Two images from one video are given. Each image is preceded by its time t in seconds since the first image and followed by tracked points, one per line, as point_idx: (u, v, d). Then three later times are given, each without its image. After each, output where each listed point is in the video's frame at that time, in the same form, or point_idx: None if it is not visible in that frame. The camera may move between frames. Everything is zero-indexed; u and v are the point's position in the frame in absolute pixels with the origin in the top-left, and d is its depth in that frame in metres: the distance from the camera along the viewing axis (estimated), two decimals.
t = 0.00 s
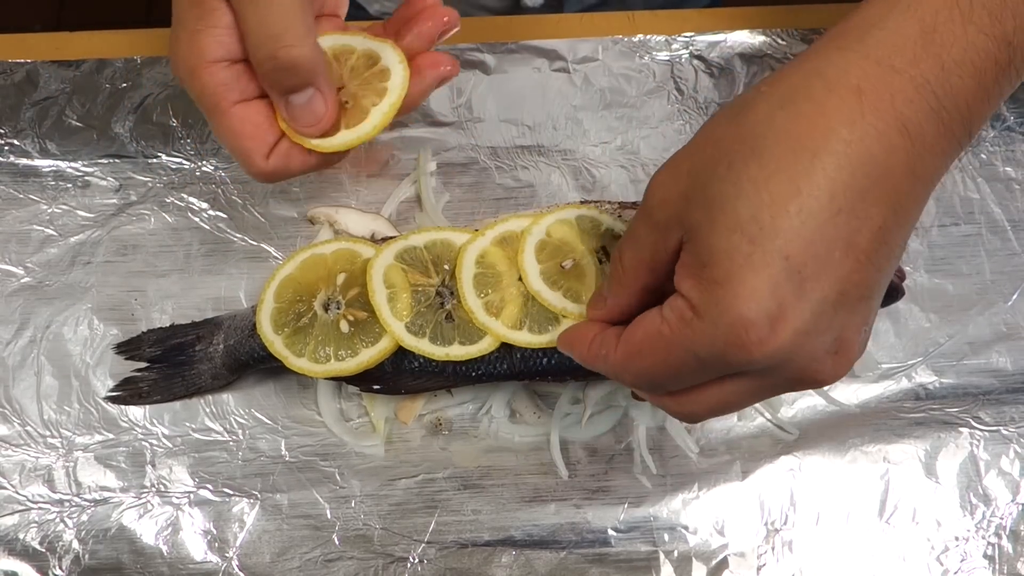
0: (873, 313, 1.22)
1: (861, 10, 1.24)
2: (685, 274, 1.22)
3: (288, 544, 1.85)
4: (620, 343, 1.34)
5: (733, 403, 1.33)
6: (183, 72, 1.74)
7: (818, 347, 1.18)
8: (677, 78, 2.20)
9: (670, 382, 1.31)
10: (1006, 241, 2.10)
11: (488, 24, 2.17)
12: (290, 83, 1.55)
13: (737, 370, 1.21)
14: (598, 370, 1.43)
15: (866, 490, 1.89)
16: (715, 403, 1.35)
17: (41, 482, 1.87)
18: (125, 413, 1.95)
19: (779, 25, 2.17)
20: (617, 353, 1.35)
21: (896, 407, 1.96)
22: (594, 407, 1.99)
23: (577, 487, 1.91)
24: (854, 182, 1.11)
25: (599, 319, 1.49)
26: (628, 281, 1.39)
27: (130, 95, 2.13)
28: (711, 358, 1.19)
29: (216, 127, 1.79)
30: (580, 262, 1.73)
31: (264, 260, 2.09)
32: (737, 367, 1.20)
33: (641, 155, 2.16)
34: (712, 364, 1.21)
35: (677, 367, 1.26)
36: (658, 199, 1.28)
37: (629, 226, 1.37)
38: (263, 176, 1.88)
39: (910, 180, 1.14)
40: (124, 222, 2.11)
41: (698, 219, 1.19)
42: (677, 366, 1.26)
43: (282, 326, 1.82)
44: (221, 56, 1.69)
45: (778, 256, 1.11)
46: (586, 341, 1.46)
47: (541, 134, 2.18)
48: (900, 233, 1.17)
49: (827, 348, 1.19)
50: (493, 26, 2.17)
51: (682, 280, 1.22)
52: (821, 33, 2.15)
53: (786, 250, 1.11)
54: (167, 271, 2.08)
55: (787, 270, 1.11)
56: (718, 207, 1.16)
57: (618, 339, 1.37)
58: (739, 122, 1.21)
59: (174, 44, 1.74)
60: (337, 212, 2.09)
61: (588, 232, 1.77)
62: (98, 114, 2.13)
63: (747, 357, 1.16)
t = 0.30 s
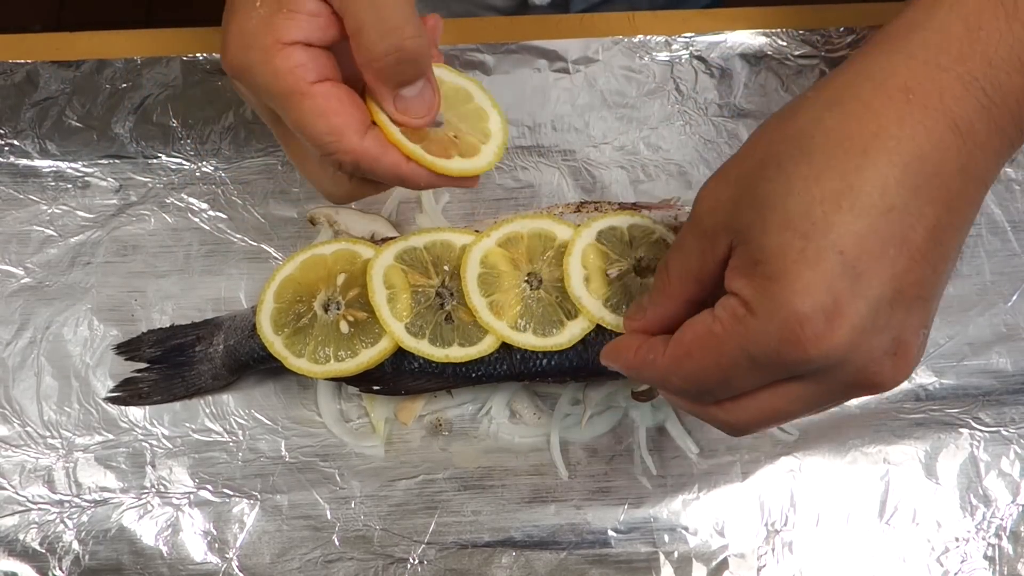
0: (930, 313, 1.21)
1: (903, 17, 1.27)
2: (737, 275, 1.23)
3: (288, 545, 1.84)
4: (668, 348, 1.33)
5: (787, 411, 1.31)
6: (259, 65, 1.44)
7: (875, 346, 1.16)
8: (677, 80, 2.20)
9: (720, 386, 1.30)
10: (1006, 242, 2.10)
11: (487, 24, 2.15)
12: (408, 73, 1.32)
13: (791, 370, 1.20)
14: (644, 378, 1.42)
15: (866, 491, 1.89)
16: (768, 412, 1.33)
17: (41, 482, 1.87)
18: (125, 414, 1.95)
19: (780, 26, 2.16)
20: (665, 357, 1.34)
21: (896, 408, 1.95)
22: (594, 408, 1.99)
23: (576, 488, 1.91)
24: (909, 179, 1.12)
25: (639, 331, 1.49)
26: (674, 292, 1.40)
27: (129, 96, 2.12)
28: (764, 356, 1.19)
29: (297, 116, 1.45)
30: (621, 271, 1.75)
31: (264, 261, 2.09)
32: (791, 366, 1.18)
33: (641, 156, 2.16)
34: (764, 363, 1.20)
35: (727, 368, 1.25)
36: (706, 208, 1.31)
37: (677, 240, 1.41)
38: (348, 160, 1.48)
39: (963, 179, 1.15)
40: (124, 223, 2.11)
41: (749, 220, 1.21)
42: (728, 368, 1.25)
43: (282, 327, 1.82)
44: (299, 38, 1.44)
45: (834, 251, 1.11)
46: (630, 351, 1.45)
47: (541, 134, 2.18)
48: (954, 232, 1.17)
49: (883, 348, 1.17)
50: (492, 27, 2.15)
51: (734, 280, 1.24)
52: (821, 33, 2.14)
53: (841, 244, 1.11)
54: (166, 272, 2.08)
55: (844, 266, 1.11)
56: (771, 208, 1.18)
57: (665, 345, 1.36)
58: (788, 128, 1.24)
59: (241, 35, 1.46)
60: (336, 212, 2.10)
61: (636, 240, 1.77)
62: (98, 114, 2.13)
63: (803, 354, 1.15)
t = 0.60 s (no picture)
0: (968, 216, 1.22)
1: None
2: (808, 170, 1.15)
3: (288, 545, 1.84)
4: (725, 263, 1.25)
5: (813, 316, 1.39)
6: (413, 123, 1.23)
7: (929, 248, 1.18)
8: (677, 82, 2.20)
9: (789, 302, 1.23)
10: (1006, 243, 2.10)
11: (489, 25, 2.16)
12: (591, 103, 1.27)
13: (857, 272, 1.17)
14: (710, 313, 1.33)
15: (866, 492, 1.89)
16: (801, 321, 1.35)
17: (41, 482, 1.87)
18: (125, 414, 1.95)
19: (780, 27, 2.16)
20: (721, 284, 1.26)
21: (896, 409, 1.96)
22: (593, 409, 1.99)
23: (576, 488, 1.91)
24: (984, 72, 1.09)
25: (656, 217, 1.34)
26: (705, 172, 1.23)
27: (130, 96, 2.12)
28: (838, 258, 1.14)
29: (447, 180, 1.25)
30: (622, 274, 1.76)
31: (264, 261, 2.09)
32: (861, 267, 1.16)
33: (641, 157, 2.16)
34: (835, 266, 1.16)
35: (798, 275, 1.18)
36: (768, 82, 1.16)
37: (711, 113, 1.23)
38: (492, 230, 1.32)
39: None
40: (124, 223, 2.12)
41: (825, 104, 1.12)
42: (795, 271, 1.18)
43: (282, 328, 1.82)
44: (457, 93, 1.24)
45: (913, 148, 1.07)
46: (666, 270, 1.35)
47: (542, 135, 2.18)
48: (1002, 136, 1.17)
49: (931, 251, 1.19)
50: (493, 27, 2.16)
51: (801, 178, 1.16)
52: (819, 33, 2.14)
53: (921, 141, 1.08)
54: (167, 272, 2.08)
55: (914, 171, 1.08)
56: (848, 92, 1.10)
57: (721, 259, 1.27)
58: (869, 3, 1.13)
59: (391, 88, 1.23)
60: (337, 212, 2.09)
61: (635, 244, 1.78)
62: (99, 115, 2.13)
63: (877, 251, 1.12)
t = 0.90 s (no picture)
0: None
1: None
2: (878, 251, 1.28)
3: (287, 546, 1.84)
4: (806, 338, 1.38)
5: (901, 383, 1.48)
6: (470, 96, 1.23)
7: (1010, 306, 1.27)
8: (676, 83, 2.20)
9: (865, 365, 1.34)
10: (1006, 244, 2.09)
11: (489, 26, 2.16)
12: (592, 121, 1.45)
13: (938, 338, 1.27)
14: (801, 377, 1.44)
15: (866, 493, 1.89)
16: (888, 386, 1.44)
17: (41, 483, 1.87)
18: (124, 415, 1.95)
19: (779, 28, 2.16)
20: (804, 353, 1.38)
21: (896, 410, 1.95)
22: (593, 410, 1.99)
23: (576, 489, 1.91)
24: None
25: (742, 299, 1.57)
26: (781, 258, 1.41)
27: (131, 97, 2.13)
28: (917, 329, 1.24)
29: (495, 153, 1.24)
30: (622, 276, 1.77)
31: (264, 262, 2.09)
32: (942, 335, 1.25)
33: (641, 159, 2.16)
34: (912, 337, 1.26)
35: (877, 345, 1.29)
36: (826, 176, 1.32)
37: (782, 200, 1.40)
38: (524, 205, 1.31)
39: None
40: (124, 224, 2.11)
41: (884, 189, 1.24)
42: (875, 342, 1.29)
43: (282, 328, 1.82)
44: (506, 79, 1.29)
45: (977, 222, 1.18)
46: (754, 336, 1.54)
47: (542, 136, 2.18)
48: None
49: (1010, 312, 1.28)
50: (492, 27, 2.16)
51: (874, 257, 1.29)
52: (818, 35, 2.15)
53: (984, 213, 1.18)
54: (166, 273, 2.08)
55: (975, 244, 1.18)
56: (905, 178, 1.22)
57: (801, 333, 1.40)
58: (911, 97, 1.27)
59: (450, 59, 1.24)
60: (337, 213, 2.09)
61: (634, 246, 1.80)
62: (99, 115, 2.13)
63: (956, 321, 1.22)
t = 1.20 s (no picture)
0: None
1: None
2: (882, 260, 1.31)
3: (286, 547, 1.84)
4: (821, 358, 1.41)
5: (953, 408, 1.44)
6: None
7: None
8: (675, 83, 2.20)
9: (883, 379, 1.36)
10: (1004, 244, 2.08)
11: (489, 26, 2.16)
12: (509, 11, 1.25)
13: (952, 345, 1.27)
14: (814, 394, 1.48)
15: (865, 493, 1.89)
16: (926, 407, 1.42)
17: (39, 484, 1.87)
18: (123, 416, 1.95)
19: (777, 28, 2.16)
20: (821, 372, 1.42)
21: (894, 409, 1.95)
22: (591, 410, 1.99)
23: (575, 489, 1.91)
24: None
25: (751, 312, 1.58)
26: (786, 269, 1.45)
27: (129, 98, 2.13)
28: (927, 337, 1.25)
29: (379, 59, 1.19)
30: (621, 276, 1.77)
31: (262, 263, 2.09)
32: (956, 340, 1.25)
33: (639, 160, 2.17)
34: (924, 344, 1.27)
35: (889, 357, 1.31)
36: (825, 189, 1.36)
37: (786, 212, 1.45)
38: (409, 118, 1.24)
39: None
40: (122, 225, 2.11)
41: (882, 199, 1.28)
42: (887, 355, 1.31)
43: (281, 329, 1.82)
44: None
45: (976, 223, 1.19)
46: (766, 375, 1.54)
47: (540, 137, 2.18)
48: None
49: None
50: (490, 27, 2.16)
51: (879, 268, 1.32)
52: (817, 35, 2.15)
53: (983, 214, 1.19)
54: (164, 274, 2.08)
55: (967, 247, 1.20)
56: (901, 188, 1.25)
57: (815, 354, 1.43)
58: (907, 108, 1.30)
59: None
60: (335, 214, 2.09)
61: (633, 247, 1.79)
62: (97, 115, 2.13)
63: (966, 324, 1.22)
